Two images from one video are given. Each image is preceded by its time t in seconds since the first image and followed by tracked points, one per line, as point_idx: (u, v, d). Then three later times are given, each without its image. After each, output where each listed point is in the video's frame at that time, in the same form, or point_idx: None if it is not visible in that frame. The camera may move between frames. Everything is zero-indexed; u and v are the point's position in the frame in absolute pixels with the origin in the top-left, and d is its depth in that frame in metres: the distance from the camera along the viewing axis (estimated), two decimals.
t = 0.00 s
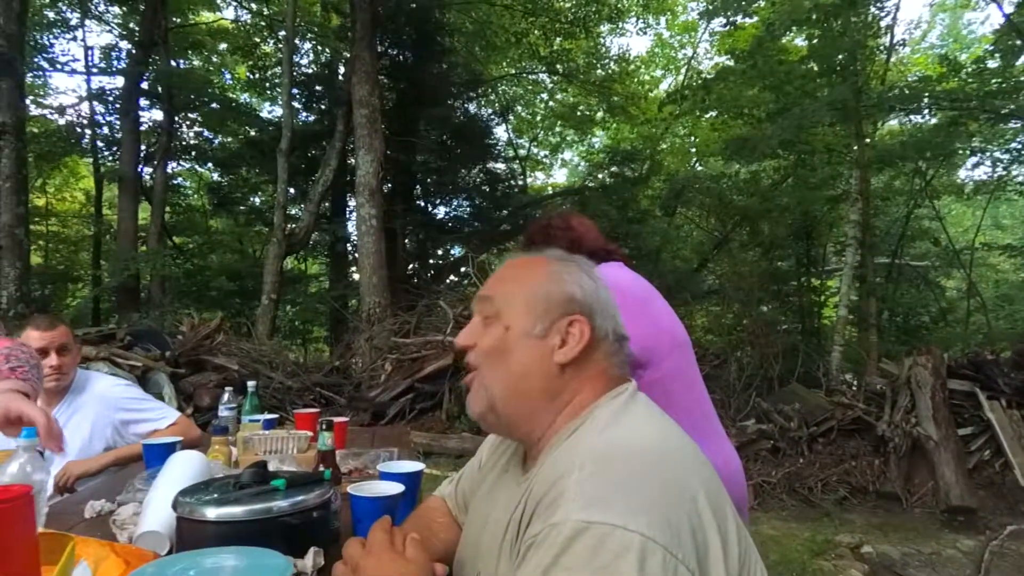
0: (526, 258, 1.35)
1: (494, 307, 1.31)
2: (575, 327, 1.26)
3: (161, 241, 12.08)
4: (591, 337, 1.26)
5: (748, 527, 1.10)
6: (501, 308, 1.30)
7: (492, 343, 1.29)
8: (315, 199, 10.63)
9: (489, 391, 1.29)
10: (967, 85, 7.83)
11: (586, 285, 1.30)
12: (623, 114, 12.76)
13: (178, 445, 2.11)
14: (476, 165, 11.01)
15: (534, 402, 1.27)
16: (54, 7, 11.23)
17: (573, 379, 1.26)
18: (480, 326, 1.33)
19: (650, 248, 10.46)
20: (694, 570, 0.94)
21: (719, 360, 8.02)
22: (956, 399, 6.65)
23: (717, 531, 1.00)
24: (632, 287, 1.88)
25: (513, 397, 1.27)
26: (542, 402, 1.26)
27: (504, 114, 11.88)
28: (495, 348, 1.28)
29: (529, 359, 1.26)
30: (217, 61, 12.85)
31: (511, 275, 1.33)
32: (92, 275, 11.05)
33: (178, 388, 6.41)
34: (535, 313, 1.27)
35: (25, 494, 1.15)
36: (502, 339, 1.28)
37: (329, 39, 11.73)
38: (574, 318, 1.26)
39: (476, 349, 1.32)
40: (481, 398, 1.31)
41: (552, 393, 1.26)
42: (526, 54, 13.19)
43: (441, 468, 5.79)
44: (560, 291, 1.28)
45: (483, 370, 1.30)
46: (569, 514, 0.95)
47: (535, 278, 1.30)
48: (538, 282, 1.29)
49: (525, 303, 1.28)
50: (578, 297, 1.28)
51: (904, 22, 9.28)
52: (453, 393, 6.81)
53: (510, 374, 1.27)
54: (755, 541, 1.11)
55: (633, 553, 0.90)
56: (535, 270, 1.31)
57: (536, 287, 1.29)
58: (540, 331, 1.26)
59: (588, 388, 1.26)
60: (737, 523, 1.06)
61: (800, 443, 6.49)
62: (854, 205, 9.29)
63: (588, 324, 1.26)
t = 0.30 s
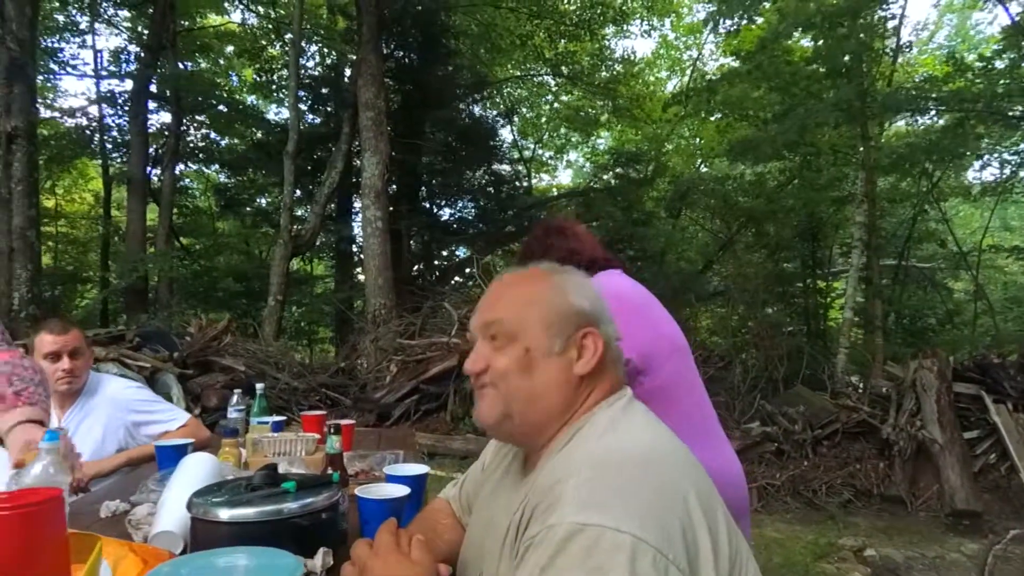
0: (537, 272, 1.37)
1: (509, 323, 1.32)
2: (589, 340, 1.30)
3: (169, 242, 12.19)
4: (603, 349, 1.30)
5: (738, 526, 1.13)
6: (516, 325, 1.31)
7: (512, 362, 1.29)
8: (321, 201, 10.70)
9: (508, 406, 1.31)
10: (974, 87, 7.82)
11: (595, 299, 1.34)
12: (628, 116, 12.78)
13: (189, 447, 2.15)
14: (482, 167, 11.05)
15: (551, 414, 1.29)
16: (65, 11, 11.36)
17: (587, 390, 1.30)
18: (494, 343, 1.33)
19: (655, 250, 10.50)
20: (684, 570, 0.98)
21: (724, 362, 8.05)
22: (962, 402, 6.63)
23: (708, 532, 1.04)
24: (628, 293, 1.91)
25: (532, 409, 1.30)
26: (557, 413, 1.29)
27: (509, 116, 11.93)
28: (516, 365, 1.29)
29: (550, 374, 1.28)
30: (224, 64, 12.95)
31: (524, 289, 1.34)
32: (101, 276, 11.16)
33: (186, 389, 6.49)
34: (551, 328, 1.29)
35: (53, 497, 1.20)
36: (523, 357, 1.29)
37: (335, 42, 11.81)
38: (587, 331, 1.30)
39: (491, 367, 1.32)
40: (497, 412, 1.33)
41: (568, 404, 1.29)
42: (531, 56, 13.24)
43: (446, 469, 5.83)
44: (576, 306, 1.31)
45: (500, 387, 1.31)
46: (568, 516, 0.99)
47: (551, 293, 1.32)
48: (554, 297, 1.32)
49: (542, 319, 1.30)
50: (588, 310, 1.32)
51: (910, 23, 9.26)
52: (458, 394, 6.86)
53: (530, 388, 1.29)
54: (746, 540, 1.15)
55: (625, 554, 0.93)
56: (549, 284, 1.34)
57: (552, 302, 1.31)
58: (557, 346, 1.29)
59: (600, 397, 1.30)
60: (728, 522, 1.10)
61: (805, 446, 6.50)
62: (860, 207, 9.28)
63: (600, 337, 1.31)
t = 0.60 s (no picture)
0: (523, 295, 1.43)
1: (497, 346, 1.38)
2: (573, 361, 1.36)
3: (178, 243, 12.33)
4: (588, 369, 1.37)
5: (726, 533, 1.19)
6: (504, 347, 1.37)
7: (500, 383, 1.36)
8: (328, 203, 10.80)
9: (498, 424, 1.39)
10: (981, 89, 7.82)
11: (580, 320, 1.40)
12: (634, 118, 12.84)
13: (204, 449, 2.22)
14: (487, 169, 11.12)
15: (541, 431, 1.36)
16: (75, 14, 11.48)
17: (574, 408, 1.36)
18: (483, 365, 1.39)
19: (660, 251, 10.53)
20: None
21: (729, 364, 8.08)
22: (965, 406, 6.62)
23: (695, 541, 1.10)
24: (633, 304, 1.98)
25: (522, 426, 1.37)
26: (546, 429, 1.36)
27: (515, 118, 11.99)
28: (505, 387, 1.36)
29: (538, 395, 1.35)
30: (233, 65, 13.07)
31: (512, 312, 1.41)
32: (111, 277, 11.30)
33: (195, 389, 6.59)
34: (537, 350, 1.36)
35: (94, 503, 1.29)
36: (510, 379, 1.36)
37: (343, 44, 11.90)
38: (572, 352, 1.36)
39: (482, 388, 1.38)
40: (488, 429, 1.40)
41: (556, 421, 1.35)
42: (537, 57, 13.28)
43: (452, 469, 5.91)
44: (560, 329, 1.37)
45: (491, 406, 1.38)
46: (565, 526, 1.05)
47: (535, 316, 1.38)
48: (538, 320, 1.38)
49: (527, 342, 1.36)
50: (573, 332, 1.38)
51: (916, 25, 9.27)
52: (463, 396, 6.94)
53: (518, 408, 1.36)
54: (734, 547, 1.20)
55: (617, 560, 0.99)
56: (535, 308, 1.40)
57: (537, 325, 1.37)
58: (543, 367, 1.36)
59: (586, 414, 1.36)
60: (715, 529, 1.16)
61: (807, 448, 6.54)
62: (865, 209, 9.28)
63: (584, 357, 1.37)
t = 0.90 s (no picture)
0: (541, 302, 1.48)
1: (511, 345, 1.43)
2: (583, 370, 1.41)
3: (186, 244, 12.45)
4: (596, 378, 1.41)
5: (721, 544, 1.22)
6: (519, 347, 1.42)
7: (510, 379, 1.41)
8: (335, 205, 10.88)
9: (505, 420, 1.43)
10: (990, 89, 7.77)
11: (594, 331, 1.45)
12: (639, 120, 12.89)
13: (216, 451, 2.27)
14: (492, 171, 11.17)
15: (545, 432, 1.40)
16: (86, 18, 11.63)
17: (579, 414, 1.40)
18: (496, 360, 1.45)
19: (666, 254, 10.59)
20: None
21: (734, 366, 8.09)
22: (972, 409, 6.63)
23: (690, 547, 1.14)
24: (648, 314, 2.03)
25: (528, 424, 1.41)
26: (551, 431, 1.40)
27: (520, 119, 12.04)
28: (514, 383, 1.41)
29: (545, 396, 1.40)
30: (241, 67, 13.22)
31: (528, 316, 1.46)
32: (121, 278, 11.43)
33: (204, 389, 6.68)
34: (550, 354, 1.40)
35: (124, 505, 1.37)
36: (521, 377, 1.41)
37: (349, 46, 11.98)
38: (583, 361, 1.41)
39: (492, 380, 1.43)
40: (494, 422, 1.45)
41: (561, 424, 1.40)
42: (543, 59, 13.32)
43: (457, 471, 5.96)
44: (573, 338, 1.41)
45: (500, 400, 1.43)
46: (565, 529, 1.10)
47: (550, 321, 1.43)
48: (553, 326, 1.43)
49: (540, 345, 1.41)
50: (586, 341, 1.42)
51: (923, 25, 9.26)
52: (467, 397, 6.99)
53: (526, 407, 1.41)
54: (728, 557, 1.24)
55: (614, 562, 1.04)
56: (551, 314, 1.45)
57: (552, 330, 1.42)
58: (553, 370, 1.40)
59: (590, 421, 1.40)
60: (711, 540, 1.20)
61: (812, 451, 6.51)
62: (872, 211, 9.26)
63: (594, 367, 1.41)
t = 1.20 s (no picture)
0: (540, 307, 1.50)
1: (510, 345, 1.45)
2: (577, 374, 1.42)
3: (196, 244, 12.57)
4: (590, 384, 1.42)
5: (708, 550, 1.24)
6: (517, 347, 1.44)
7: (506, 379, 1.43)
8: (343, 206, 10.94)
9: (499, 418, 1.46)
10: (1000, 88, 7.69)
11: (591, 336, 1.46)
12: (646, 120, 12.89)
13: (220, 451, 2.30)
14: (499, 171, 11.20)
15: (537, 433, 1.42)
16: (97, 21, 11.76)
17: (571, 417, 1.42)
18: (494, 359, 1.47)
19: (673, 254, 10.57)
20: None
21: (741, 367, 8.06)
22: (981, 411, 6.58)
23: (674, 552, 1.16)
24: (658, 321, 2.03)
25: (521, 425, 1.43)
26: (543, 433, 1.42)
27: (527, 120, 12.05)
28: (510, 383, 1.43)
29: (539, 399, 1.42)
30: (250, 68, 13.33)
31: (527, 318, 1.47)
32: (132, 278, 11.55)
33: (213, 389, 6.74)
34: (545, 357, 1.42)
35: (125, 506, 1.42)
36: (516, 377, 1.42)
37: (356, 47, 12.04)
38: (578, 365, 1.42)
39: (489, 378, 1.46)
40: (489, 422, 1.48)
41: (554, 426, 1.42)
42: (549, 59, 13.34)
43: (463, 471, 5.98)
44: (571, 342, 1.43)
45: (495, 399, 1.45)
46: (551, 531, 1.12)
47: (548, 325, 1.45)
48: (551, 330, 1.44)
49: (537, 347, 1.42)
50: (583, 346, 1.43)
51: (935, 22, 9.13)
52: (473, 397, 7.01)
53: (520, 407, 1.43)
54: (714, 562, 1.26)
55: (597, 564, 1.06)
56: (549, 317, 1.46)
57: (549, 334, 1.43)
58: (549, 372, 1.41)
59: (584, 425, 1.41)
60: (696, 545, 1.22)
61: (819, 452, 6.49)
62: (881, 211, 9.19)
63: (590, 373, 1.43)
